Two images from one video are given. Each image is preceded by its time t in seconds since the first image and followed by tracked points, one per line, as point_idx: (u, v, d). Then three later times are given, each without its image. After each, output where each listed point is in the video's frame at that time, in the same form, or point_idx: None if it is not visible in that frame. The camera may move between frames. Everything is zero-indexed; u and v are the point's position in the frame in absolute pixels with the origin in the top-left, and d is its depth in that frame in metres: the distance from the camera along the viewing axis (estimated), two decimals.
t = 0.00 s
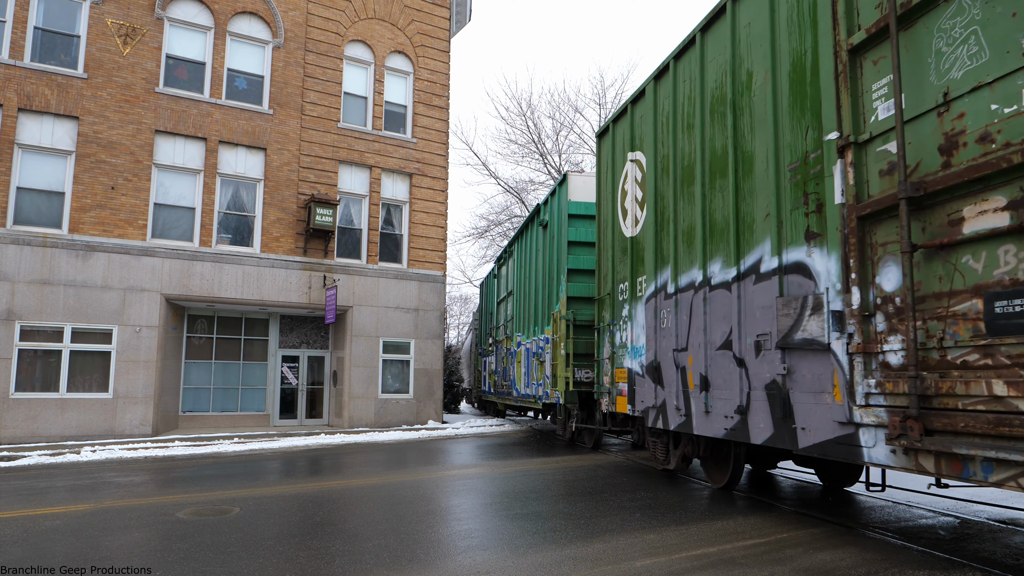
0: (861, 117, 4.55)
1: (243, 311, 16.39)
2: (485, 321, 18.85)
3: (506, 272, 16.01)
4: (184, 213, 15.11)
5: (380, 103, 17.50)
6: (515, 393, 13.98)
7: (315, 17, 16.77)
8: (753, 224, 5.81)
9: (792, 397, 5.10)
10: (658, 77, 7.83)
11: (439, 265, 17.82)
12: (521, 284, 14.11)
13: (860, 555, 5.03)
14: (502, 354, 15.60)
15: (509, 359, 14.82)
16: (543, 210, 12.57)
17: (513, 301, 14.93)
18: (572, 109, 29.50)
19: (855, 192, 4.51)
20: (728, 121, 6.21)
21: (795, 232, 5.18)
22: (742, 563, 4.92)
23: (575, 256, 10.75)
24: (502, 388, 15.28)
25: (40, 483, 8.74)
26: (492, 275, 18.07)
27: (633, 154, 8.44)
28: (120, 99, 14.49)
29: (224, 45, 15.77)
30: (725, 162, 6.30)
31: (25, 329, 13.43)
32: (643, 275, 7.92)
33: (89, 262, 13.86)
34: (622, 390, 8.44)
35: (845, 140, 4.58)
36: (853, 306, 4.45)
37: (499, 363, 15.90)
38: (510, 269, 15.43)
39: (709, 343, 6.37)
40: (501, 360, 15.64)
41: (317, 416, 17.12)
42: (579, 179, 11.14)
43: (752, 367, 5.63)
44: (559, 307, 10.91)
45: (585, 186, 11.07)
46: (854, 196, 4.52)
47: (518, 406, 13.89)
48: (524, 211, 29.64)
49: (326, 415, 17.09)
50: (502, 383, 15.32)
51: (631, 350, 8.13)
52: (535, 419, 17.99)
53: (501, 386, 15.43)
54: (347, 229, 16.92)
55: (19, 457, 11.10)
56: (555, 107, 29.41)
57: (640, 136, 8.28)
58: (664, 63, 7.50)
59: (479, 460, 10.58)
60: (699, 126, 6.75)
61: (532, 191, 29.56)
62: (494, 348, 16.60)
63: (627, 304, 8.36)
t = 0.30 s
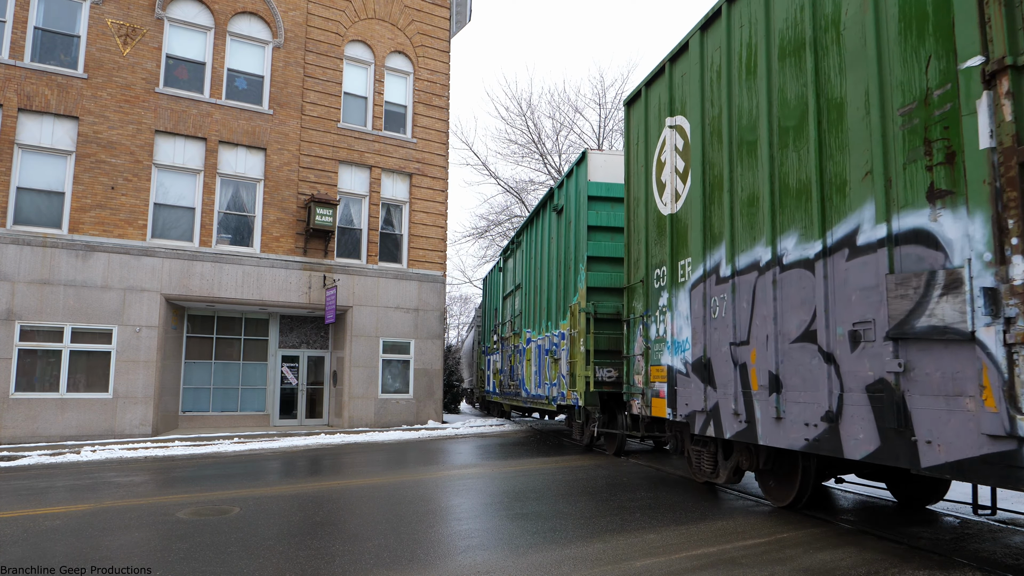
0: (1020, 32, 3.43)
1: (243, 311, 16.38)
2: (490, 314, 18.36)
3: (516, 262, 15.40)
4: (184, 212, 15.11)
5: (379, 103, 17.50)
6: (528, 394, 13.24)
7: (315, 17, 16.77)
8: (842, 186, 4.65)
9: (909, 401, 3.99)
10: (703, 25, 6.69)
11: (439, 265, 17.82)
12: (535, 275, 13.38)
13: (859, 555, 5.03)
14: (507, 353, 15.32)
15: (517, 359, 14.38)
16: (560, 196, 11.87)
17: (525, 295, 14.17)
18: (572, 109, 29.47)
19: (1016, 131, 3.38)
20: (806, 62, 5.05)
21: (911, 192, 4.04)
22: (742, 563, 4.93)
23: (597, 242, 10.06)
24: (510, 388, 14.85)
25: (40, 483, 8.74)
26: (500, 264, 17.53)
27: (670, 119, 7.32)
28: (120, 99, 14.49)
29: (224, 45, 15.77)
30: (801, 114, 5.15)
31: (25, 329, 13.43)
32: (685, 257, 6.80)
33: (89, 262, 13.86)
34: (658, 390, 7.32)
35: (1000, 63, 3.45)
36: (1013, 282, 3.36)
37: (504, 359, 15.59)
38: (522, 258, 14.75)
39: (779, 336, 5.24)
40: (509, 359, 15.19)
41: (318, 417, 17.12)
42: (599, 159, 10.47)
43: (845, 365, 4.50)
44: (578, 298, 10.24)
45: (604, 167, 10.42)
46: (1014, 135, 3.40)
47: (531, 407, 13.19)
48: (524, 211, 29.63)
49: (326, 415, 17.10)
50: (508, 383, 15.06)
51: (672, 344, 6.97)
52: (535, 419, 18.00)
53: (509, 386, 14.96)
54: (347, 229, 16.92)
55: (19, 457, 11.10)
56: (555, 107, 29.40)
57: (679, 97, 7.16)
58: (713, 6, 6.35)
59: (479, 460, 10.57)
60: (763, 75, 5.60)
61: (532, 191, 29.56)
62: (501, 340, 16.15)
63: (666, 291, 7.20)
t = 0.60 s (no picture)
0: None
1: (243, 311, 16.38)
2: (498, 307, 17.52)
3: (528, 250, 14.48)
4: (184, 212, 15.11)
5: (380, 103, 17.50)
6: (541, 392, 12.40)
7: (315, 17, 16.77)
8: (983, 129, 3.62)
9: None
10: None
11: (439, 265, 17.82)
12: (550, 265, 12.46)
13: (859, 555, 5.03)
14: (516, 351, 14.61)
15: (528, 356, 13.58)
16: (580, 179, 10.94)
17: (538, 287, 13.25)
18: (572, 109, 29.45)
19: None
20: None
21: None
22: (742, 563, 4.92)
23: (622, 226, 9.16)
24: (519, 388, 14.14)
25: (40, 483, 8.73)
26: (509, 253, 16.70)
27: (725, 75, 6.33)
28: (120, 99, 14.49)
29: (224, 45, 15.77)
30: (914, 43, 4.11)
31: (25, 329, 13.43)
32: (749, 234, 5.78)
33: (89, 262, 13.86)
34: (709, 391, 6.36)
35: None
36: None
37: (512, 354, 14.93)
38: (534, 247, 13.78)
39: (888, 324, 4.20)
40: (519, 355, 14.34)
41: (318, 416, 17.12)
42: (624, 133, 9.48)
43: (994, 360, 3.48)
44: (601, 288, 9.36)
45: (630, 141, 9.44)
46: None
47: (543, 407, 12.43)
48: (525, 211, 29.64)
49: (326, 415, 17.10)
50: (515, 383, 14.44)
51: (731, 337, 5.97)
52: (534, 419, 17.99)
53: (518, 386, 14.29)
54: (347, 229, 16.91)
55: (19, 457, 11.10)
56: (555, 107, 29.40)
57: (739, 47, 6.15)
58: None
59: (479, 460, 10.57)
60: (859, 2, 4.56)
61: (532, 191, 29.56)
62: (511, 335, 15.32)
63: (723, 274, 6.16)
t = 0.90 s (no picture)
0: None
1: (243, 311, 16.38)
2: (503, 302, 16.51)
3: (537, 239, 13.45)
4: (184, 212, 15.11)
5: (380, 103, 17.50)
6: (555, 393, 11.41)
7: (315, 17, 16.77)
8: None
9: None
10: None
11: (439, 265, 17.82)
12: (565, 253, 11.46)
13: (859, 555, 5.03)
14: (526, 348, 13.64)
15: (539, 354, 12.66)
16: (602, 155, 9.93)
17: (551, 278, 12.26)
18: (572, 109, 29.42)
19: None
20: None
21: None
22: (742, 563, 4.92)
23: (656, 204, 8.24)
24: (529, 389, 13.21)
25: (40, 483, 8.73)
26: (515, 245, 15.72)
27: (801, 8, 5.22)
28: (120, 99, 14.49)
29: (224, 45, 15.77)
30: None
31: (25, 328, 13.44)
32: (842, 199, 4.69)
33: (89, 262, 13.86)
34: (781, 391, 5.26)
35: None
36: None
37: (521, 352, 13.98)
38: (546, 235, 12.73)
39: None
40: (529, 353, 13.35)
41: (318, 416, 17.12)
42: (656, 100, 8.52)
43: None
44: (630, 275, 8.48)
45: (663, 110, 8.49)
46: None
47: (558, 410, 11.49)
48: (525, 211, 29.63)
49: (326, 415, 17.10)
50: (525, 383, 13.53)
51: (816, 327, 4.86)
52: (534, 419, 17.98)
53: (528, 386, 13.41)
54: (347, 229, 16.92)
55: (19, 457, 11.10)
56: (555, 107, 29.39)
57: None
58: None
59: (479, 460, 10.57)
60: None
61: (532, 191, 29.54)
62: (519, 331, 14.30)
63: (804, 250, 5.03)
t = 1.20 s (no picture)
0: None
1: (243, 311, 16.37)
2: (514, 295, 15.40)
3: (552, 224, 12.41)
4: (184, 212, 15.11)
5: (380, 103, 17.50)
6: (575, 394, 10.41)
7: (315, 17, 16.77)
8: None
9: None
10: None
11: (439, 265, 17.81)
12: (584, 239, 10.48)
13: (859, 555, 5.02)
14: (539, 346, 12.60)
15: (554, 352, 11.64)
16: (630, 126, 8.92)
17: (567, 267, 11.28)
18: (572, 109, 29.41)
19: None
20: None
21: None
22: (742, 563, 4.92)
23: (702, 177, 7.24)
24: (543, 389, 12.21)
25: (40, 483, 8.73)
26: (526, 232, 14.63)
27: None
28: (120, 100, 14.49)
29: (224, 45, 15.76)
30: None
31: (25, 328, 13.43)
32: (991, 143, 3.67)
33: (89, 262, 13.85)
34: (893, 392, 4.28)
35: None
36: None
37: (534, 348, 12.94)
38: (562, 221, 11.74)
39: None
40: (542, 350, 12.35)
41: (318, 417, 17.12)
42: (699, 57, 7.46)
43: None
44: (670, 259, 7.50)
45: (707, 68, 7.44)
46: None
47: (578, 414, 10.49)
48: (525, 211, 29.64)
49: (326, 415, 17.09)
50: (538, 383, 12.53)
51: (950, 310, 3.84)
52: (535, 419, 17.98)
53: (541, 385, 12.41)
54: (347, 229, 16.91)
55: (19, 457, 11.09)
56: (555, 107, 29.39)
57: None
58: None
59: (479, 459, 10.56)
60: None
61: (532, 191, 29.55)
62: (532, 325, 13.26)
63: (930, 212, 4.02)
